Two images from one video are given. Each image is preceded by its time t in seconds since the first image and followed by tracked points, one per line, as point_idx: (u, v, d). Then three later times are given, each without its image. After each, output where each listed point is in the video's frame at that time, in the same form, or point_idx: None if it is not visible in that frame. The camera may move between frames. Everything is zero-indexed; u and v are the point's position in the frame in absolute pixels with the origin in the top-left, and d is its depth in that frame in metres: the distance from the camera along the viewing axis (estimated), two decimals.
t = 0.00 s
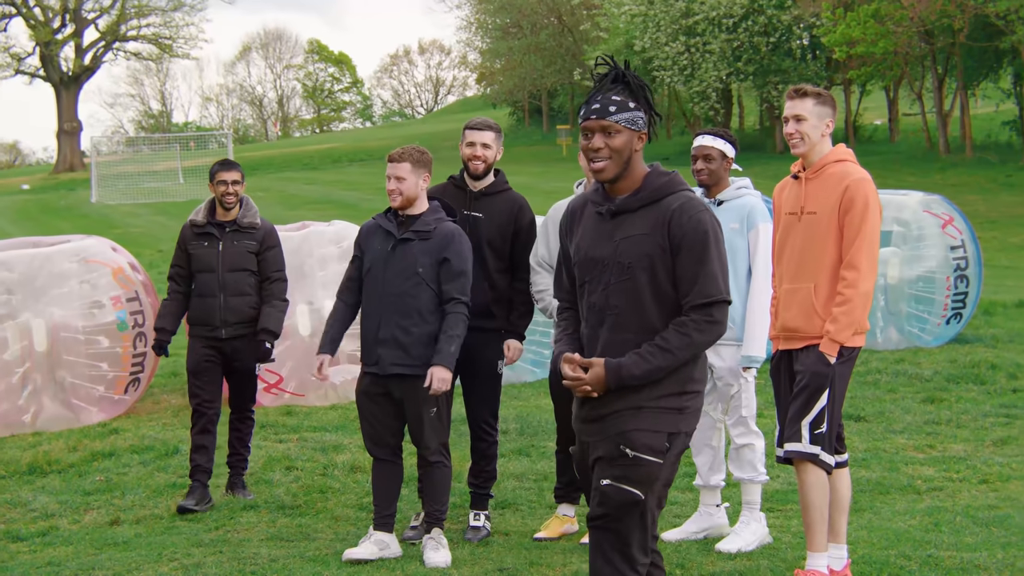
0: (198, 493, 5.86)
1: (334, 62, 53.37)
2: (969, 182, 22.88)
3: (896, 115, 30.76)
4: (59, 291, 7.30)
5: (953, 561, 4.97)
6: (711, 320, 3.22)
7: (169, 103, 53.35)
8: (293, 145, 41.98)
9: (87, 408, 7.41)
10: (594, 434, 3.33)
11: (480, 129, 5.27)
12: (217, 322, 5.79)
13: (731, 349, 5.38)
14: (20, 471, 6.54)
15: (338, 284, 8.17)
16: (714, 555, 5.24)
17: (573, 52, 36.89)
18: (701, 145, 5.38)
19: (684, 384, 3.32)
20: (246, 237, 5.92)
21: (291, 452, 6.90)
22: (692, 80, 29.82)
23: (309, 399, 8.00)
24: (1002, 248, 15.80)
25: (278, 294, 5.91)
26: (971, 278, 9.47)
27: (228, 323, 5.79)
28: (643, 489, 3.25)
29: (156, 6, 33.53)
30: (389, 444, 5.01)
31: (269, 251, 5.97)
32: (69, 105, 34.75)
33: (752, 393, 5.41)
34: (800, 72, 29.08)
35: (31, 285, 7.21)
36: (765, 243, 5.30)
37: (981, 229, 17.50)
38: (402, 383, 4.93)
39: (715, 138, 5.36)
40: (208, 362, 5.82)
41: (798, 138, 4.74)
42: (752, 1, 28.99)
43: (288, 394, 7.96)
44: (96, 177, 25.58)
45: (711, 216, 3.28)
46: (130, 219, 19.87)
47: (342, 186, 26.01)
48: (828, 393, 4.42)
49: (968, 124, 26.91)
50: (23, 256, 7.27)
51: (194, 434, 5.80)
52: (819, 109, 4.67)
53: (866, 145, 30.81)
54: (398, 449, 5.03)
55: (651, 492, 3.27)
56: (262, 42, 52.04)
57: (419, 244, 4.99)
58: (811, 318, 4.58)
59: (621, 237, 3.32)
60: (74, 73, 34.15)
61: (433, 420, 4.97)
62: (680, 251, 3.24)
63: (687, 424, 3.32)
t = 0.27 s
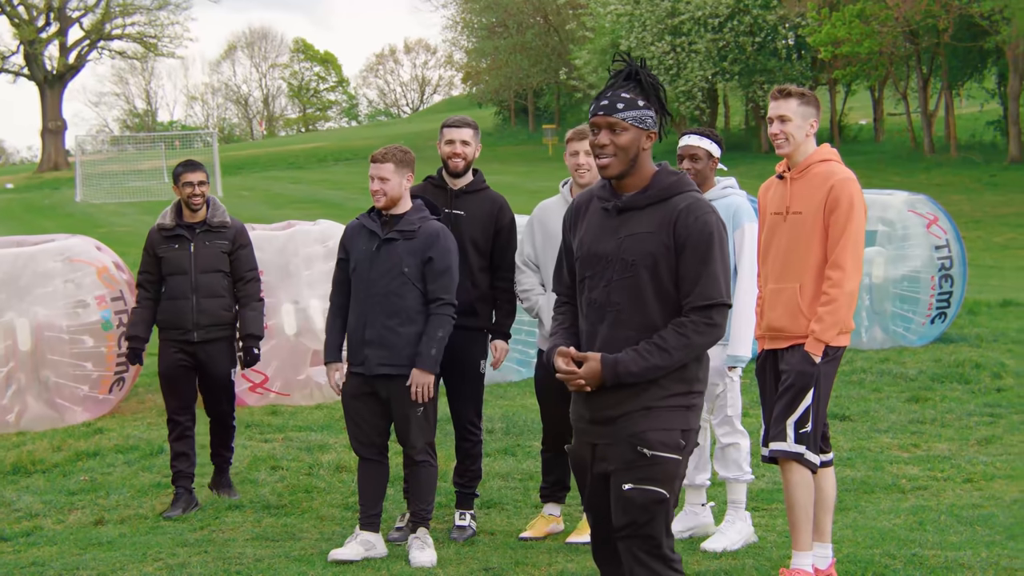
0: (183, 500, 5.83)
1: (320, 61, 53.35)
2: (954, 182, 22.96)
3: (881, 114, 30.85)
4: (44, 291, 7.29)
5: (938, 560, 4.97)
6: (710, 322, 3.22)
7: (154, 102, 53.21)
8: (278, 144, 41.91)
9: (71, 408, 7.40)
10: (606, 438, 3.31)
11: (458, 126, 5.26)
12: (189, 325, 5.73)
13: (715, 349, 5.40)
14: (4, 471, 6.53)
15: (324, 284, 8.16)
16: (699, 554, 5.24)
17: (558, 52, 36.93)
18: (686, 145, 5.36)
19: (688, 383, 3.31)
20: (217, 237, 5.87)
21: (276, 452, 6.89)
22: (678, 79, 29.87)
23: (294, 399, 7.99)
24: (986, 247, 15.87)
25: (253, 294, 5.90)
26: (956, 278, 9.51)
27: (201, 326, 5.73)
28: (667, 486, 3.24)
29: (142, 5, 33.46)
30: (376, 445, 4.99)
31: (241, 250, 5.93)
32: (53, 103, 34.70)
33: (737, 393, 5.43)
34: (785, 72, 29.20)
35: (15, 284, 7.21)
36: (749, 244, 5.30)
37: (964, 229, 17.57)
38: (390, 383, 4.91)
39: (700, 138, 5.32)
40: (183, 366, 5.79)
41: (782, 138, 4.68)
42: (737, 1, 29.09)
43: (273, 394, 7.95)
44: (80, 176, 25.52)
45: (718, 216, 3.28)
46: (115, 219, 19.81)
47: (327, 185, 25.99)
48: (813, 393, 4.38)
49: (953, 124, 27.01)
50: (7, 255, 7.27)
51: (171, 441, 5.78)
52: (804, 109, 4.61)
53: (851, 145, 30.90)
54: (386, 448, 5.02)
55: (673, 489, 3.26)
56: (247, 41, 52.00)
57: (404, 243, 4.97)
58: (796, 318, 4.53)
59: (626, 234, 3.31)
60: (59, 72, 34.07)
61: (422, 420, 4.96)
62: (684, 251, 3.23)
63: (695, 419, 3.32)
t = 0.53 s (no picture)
0: (173, 499, 5.82)
1: (310, 61, 53.35)
2: (943, 182, 23.02)
3: (870, 115, 30.92)
4: (33, 290, 7.30)
5: (927, 559, 4.97)
6: (718, 325, 3.12)
7: (143, 102, 53.13)
8: (268, 144, 41.89)
9: (61, 408, 7.39)
10: (620, 446, 3.22)
11: (438, 125, 5.26)
12: (174, 327, 5.72)
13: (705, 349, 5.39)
14: None
15: (313, 283, 8.16)
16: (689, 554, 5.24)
17: (549, 51, 36.96)
18: (677, 145, 5.35)
19: (698, 384, 3.23)
20: (200, 238, 5.86)
21: (266, 452, 6.89)
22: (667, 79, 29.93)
23: (284, 398, 7.98)
24: (974, 247, 15.91)
25: (237, 293, 5.93)
26: (946, 278, 9.51)
27: (186, 328, 5.72)
28: (690, 490, 3.18)
29: (131, 4, 33.43)
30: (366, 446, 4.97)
31: (224, 249, 5.93)
32: (42, 103, 34.66)
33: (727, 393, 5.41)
34: (775, 72, 29.29)
35: (4, 284, 7.23)
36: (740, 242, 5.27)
37: (953, 229, 17.62)
38: (379, 383, 4.90)
39: (690, 137, 5.32)
40: (169, 368, 5.77)
41: (774, 138, 4.59)
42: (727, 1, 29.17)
43: (263, 393, 7.94)
44: (69, 175, 25.47)
45: (728, 216, 3.18)
46: (104, 218, 19.78)
47: (318, 184, 25.97)
48: (803, 392, 4.30)
49: (942, 124, 27.09)
50: None
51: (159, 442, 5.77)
52: (793, 110, 4.54)
53: (840, 145, 30.98)
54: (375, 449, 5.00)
55: (695, 492, 3.20)
56: (236, 40, 51.96)
57: (393, 242, 4.94)
58: (785, 318, 4.44)
59: (636, 232, 3.21)
60: (48, 71, 34.03)
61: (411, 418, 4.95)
62: (694, 251, 3.14)
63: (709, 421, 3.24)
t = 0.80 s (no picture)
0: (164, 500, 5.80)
1: (302, 60, 53.31)
2: (934, 181, 23.06)
3: (861, 114, 30.97)
4: (23, 289, 7.29)
5: (918, 558, 4.98)
6: (734, 327, 3.05)
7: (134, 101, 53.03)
8: (260, 143, 41.86)
9: (51, 406, 7.39)
10: (628, 449, 3.14)
11: (425, 125, 5.24)
12: (164, 331, 5.68)
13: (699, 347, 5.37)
14: None
15: (304, 282, 8.16)
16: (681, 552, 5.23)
17: (541, 50, 36.96)
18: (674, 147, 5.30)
19: (709, 388, 3.15)
20: (193, 241, 5.84)
21: (257, 451, 6.88)
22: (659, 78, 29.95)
23: (276, 397, 8.00)
24: (965, 246, 15.95)
25: (225, 299, 5.93)
26: (937, 276, 9.53)
27: (177, 331, 5.69)
28: (698, 495, 3.10)
29: (122, 2, 33.38)
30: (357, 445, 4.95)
31: (214, 253, 5.93)
32: (33, 102, 34.60)
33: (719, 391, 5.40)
34: (766, 71, 29.35)
35: None
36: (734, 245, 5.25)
37: (944, 228, 17.66)
38: (368, 381, 4.89)
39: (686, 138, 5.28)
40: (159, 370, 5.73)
41: (765, 137, 4.58)
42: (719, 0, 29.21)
43: (255, 393, 7.94)
44: (60, 174, 25.43)
45: (743, 218, 3.12)
46: (95, 217, 19.74)
47: (310, 183, 25.94)
48: (795, 391, 4.28)
49: (933, 123, 27.15)
50: None
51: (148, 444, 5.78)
52: (785, 109, 4.53)
53: (832, 144, 31.02)
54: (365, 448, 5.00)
55: (701, 500, 3.12)
56: (228, 39, 51.89)
57: (383, 241, 4.94)
58: (777, 317, 4.43)
59: (649, 233, 3.15)
60: (38, 69, 33.97)
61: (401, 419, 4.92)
62: (709, 252, 3.08)
63: (719, 426, 3.16)
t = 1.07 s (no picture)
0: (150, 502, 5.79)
1: (295, 58, 53.25)
2: (927, 180, 23.09)
3: (854, 113, 30.99)
4: (16, 288, 7.28)
5: (911, 557, 4.98)
6: (738, 329, 3.04)
7: (127, 100, 52.96)
8: (253, 142, 41.82)
9: (44, 406, 7.38)
10: (631, 450, 3.13)
11: (416, 124, 5.23)
12: (158, 328, 5.56)
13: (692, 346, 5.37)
14: None
15: (298, 281, 8.16)
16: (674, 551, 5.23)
17: (534, 49, 36.96)
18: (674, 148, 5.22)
19: (715, 390, 3.15)
20: (194, 241, 5.75)
21: (251, 450, 6.87)
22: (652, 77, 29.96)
23: (269, 396, 7.99)
24: (958, 245, 15.97)
25: (222, 306, 5.81)
26: (930, 276, 9.54)
27: (170, 329, 5.56)
28: (704, 499, 3.09)
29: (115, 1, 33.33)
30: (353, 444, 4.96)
31: (216, 256, 5.83)
32: (26, 101, 34.56)
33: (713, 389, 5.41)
34: (760, 70, 29.37)
35: None
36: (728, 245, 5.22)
37: (937, 227, 17.67)
38: (362, 381, 4.90)
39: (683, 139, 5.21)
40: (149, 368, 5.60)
41: (757, 137, 4.59)
42: None
43: (248, 392, 7.93)
44: (53, 173, 25.39)
45: (752, 220, 3.11)
46: (87, 216, 19.71)
47: (303, 182, 25.93)
48: (789, 391, 4.29)
49: (926, 123, 27.20)
50: None
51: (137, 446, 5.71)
52: (777, 109, 4.54)
53: (825, 143, 31.04)
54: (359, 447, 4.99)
55: (707, 504, 3.11)
56: (221, 38, 51.85)
57: (374, 240, 4.94)
58: (771, 316, 4.42)
59: (657, 233, 3.14)
60: (31, 68, 33.92)
61: (396, 417, 4.92)
62: (716, 254, 3.07)
63: (725, 428, 3.16)
